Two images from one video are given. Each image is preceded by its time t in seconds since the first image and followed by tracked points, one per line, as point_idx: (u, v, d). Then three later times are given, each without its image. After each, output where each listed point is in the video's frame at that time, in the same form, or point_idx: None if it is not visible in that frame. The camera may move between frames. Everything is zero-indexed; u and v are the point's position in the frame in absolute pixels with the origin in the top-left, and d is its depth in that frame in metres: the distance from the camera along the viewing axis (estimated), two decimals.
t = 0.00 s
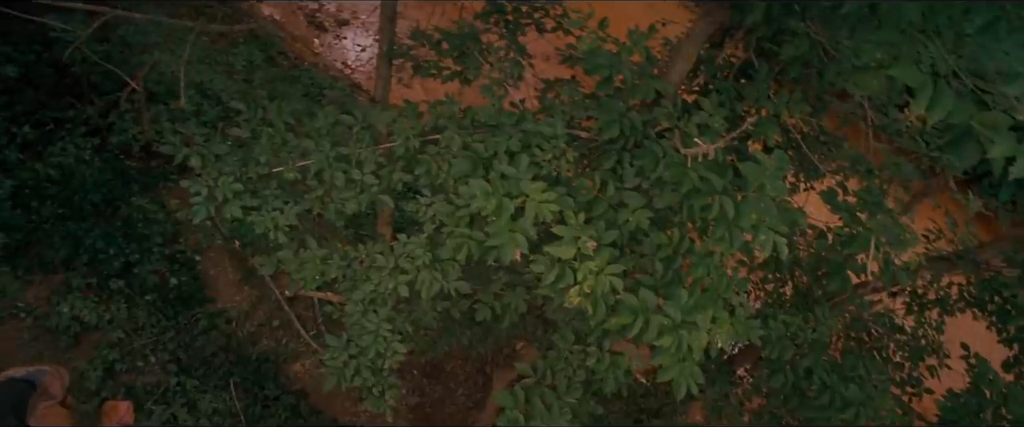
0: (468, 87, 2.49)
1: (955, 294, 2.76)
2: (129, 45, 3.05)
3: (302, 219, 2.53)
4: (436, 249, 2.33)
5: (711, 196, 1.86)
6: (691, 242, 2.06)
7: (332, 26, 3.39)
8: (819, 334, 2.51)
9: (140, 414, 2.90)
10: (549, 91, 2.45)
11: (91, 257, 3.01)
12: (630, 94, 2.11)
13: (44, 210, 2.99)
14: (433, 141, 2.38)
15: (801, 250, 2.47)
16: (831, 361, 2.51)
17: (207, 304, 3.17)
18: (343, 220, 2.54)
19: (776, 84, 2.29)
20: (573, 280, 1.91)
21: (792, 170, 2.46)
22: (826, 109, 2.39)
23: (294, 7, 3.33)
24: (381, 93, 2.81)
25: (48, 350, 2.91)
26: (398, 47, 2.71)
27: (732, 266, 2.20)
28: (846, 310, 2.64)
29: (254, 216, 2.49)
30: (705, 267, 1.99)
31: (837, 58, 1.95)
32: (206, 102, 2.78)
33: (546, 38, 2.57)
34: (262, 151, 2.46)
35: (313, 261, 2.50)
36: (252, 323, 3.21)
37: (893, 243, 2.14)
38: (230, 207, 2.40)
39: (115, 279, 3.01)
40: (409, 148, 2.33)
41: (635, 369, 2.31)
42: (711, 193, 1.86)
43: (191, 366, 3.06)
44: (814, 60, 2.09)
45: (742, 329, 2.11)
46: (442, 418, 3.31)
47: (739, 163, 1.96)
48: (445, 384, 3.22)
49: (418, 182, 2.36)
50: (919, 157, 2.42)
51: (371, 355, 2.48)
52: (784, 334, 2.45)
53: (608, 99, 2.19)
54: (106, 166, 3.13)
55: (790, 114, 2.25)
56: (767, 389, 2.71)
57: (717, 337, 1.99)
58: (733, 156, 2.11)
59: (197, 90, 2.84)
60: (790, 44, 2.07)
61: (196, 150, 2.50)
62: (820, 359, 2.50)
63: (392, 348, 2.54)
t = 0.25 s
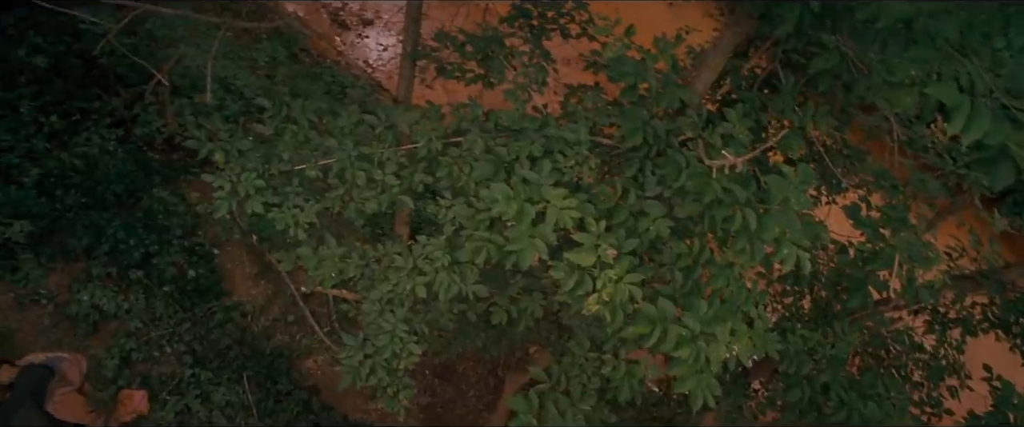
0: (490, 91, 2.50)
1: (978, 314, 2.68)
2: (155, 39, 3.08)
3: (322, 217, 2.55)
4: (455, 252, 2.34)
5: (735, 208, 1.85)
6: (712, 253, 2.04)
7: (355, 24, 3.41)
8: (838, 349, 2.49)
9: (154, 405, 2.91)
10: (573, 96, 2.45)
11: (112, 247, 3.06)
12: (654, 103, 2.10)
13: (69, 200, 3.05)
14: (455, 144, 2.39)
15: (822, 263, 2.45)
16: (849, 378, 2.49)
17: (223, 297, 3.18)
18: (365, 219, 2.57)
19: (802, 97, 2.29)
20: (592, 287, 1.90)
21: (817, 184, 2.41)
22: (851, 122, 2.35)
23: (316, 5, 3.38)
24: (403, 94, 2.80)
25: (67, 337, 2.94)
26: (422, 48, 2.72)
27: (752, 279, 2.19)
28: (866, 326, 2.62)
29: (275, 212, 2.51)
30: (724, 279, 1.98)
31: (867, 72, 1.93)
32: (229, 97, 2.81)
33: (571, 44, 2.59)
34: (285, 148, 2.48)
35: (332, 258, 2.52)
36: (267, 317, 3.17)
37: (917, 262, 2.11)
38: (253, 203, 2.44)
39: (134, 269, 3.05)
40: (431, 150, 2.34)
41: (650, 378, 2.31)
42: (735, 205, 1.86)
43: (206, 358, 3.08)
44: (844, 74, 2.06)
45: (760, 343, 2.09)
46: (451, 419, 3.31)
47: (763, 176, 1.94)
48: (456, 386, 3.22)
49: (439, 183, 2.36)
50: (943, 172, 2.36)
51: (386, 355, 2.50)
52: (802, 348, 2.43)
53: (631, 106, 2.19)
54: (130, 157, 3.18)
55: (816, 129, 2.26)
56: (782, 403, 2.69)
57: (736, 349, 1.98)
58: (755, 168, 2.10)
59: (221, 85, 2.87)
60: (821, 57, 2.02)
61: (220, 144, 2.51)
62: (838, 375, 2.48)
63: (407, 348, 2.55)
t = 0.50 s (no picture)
0: (512, 94, 2.49)
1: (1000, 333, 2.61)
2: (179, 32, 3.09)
3: (342, 215, 2.56)
4: (474, 254, 2.34)
5: (758, 219, 1.83)
6: (732, 263, 2.03)
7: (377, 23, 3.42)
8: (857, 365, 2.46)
9: (168, 395, 2.98)
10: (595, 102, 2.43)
11: (132, 237, 3.08)
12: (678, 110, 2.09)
13: (92, 190, 3.08)
14: (476, 146, 2.37)
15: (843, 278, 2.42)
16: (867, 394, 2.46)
17: (239, 290, 3.19)
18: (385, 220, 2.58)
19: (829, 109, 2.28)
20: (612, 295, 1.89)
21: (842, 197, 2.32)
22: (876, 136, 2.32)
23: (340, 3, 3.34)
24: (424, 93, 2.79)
25: (85, 326, 2.97)
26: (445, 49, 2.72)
27: (772, 291, 2.17)
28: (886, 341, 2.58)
29: (295, 209, 2.52)
30: (744, 291, 1.96)
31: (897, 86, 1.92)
32: (250, 93, 2.83)
33: (595, 50, 2.55)
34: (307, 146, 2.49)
35: (351, 256, 2.54)
36: (281, 313, 3.19)
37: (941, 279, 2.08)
38: (273, 199, 2.43)
39: (152, 260, 3.08)
40: (453, 152, 2.33)
41: (666, 388, 2.29)
42: (758, 216, 1.84)
43: (220, 351, 3.09)
44: (872, 87, 2.06)
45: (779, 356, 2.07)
46: (460, 422, 3.24)
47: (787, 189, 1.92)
48: (467, 387, 3.21)
49: (460, 185, 2.37)
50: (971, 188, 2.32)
51: (402, 355, 2.49)
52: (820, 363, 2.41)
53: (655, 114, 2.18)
54: (152, 150, 3.20)
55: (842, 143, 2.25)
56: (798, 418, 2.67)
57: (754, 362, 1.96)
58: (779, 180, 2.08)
59: (245, 82, 2.88)
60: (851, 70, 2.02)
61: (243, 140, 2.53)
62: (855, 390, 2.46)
63: (422, 349, 2.55)
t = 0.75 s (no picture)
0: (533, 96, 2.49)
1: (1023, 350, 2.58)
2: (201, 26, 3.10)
3: (361, 213, 2.57)
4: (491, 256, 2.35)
5: (779, 230, 1.82)
6: (751, 273, 2.02)
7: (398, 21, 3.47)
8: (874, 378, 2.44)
9: (181, 386, 3.01)
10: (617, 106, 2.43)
11: (150, 228, 3.13)
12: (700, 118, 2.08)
13: (112, 181, 3.15)
14: (496, 148, 2.38)
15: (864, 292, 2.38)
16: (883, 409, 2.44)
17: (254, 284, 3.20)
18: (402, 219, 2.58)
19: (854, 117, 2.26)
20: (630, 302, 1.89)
21: (866, 208, 2.30)
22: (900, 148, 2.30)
23: None
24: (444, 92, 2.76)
25: (102, 315, 2.99)
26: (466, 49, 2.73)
27: (790, 302, 2.15)
28: (906, 355, 2.54)
29: (314, 206, 2.53)
30: (763, 301, 1.94)
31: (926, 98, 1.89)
32: (271, 88, 2.88)
33: (617, 53, 2.57)
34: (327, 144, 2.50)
35: (368, 255, 2.56)
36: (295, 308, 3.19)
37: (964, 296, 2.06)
38: (293, 196, 2.45)
39: (169, 252, 3.12)
40: (474, 153, 2.33)
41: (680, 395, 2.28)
42: (780, 227, 1.82)
43: (234, 343, 3.12)
44: (900, 99, 2.03)
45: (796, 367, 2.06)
46: (471, 420, 3.25)
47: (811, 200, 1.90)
48: (479, 387, 3.20)
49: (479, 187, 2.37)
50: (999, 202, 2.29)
51: (417, 355, 2.50)
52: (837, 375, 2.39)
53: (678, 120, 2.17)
54: (172, 142, 3.27)
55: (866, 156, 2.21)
56: None
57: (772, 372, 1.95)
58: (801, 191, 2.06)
59: (268, 79, 2.92)
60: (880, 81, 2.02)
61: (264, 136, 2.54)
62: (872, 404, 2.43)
63: (437, 350, 2.55)
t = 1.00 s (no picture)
0: (552, 99, 2.49)
1: None
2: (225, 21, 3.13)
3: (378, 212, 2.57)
4: (508, 258, 2.34)
5: (801, 241, 1.80)
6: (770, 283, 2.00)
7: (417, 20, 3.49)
8: (892, 392, 2.41)
9: (194, 377, 2.91)
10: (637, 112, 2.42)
11: (168, 220, 3.13)
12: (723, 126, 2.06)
13: (132, 172, 3.16)
14: (516, 150, 2.38)
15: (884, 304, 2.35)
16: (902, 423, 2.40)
17: (269, 278, 3.22)
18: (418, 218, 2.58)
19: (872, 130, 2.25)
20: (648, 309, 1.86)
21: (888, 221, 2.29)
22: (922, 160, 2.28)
23: None
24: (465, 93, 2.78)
25: (118, 305, 2.98)
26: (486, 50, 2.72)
27: (808, 313, 2.13)
28: (923, 370, 2.51)
29: (332, 203, 2.53)
30: (782, 311, 1.92)
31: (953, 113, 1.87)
32: (291, 84, 2.89)
33: (639, 58, 2.62)
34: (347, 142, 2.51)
35: (384, 254, 2.53)
36: (309, 303, 3.21)
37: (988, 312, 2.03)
38: (312, 193, 2.45)
39: (186, 244, 3.11)
40: (493, 155, 2.33)
41: (694, 403, 2.26)
42: (802, 238, 1.80)
43: (246, 337, 3.07)
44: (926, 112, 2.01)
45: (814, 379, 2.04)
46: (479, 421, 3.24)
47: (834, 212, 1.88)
48: (488, 387, 3.19)
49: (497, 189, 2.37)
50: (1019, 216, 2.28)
51: (431, 355, 2.49)
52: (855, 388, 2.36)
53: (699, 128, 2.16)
54: (191, 135, 3.28)
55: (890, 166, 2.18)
56: None
57: (789, 383, 1.93)
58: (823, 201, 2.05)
59: (288, 75, 2.93)
60: (907, 94, 1.96)
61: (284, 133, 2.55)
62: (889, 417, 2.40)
63: (451, 350, 2.54)
